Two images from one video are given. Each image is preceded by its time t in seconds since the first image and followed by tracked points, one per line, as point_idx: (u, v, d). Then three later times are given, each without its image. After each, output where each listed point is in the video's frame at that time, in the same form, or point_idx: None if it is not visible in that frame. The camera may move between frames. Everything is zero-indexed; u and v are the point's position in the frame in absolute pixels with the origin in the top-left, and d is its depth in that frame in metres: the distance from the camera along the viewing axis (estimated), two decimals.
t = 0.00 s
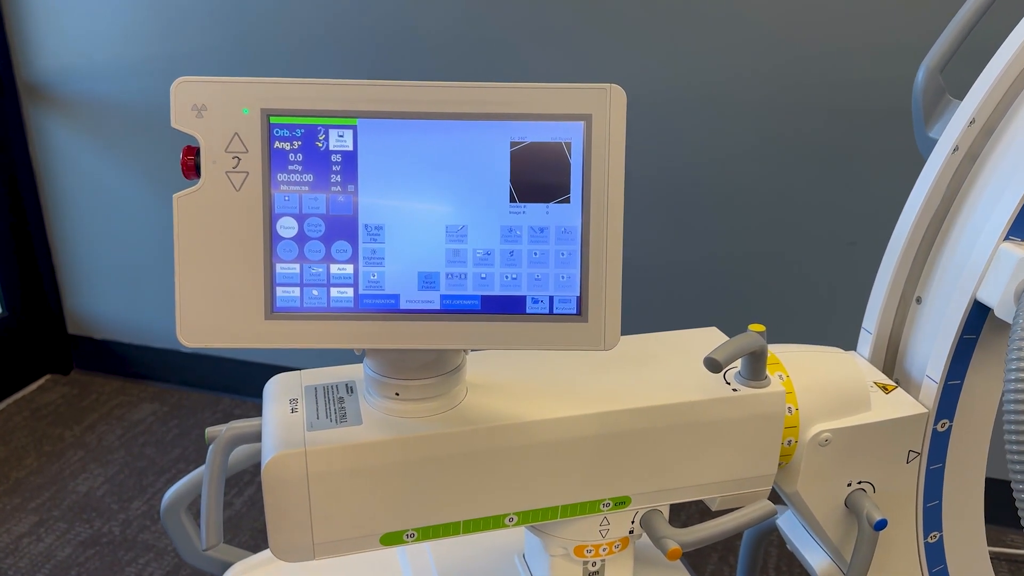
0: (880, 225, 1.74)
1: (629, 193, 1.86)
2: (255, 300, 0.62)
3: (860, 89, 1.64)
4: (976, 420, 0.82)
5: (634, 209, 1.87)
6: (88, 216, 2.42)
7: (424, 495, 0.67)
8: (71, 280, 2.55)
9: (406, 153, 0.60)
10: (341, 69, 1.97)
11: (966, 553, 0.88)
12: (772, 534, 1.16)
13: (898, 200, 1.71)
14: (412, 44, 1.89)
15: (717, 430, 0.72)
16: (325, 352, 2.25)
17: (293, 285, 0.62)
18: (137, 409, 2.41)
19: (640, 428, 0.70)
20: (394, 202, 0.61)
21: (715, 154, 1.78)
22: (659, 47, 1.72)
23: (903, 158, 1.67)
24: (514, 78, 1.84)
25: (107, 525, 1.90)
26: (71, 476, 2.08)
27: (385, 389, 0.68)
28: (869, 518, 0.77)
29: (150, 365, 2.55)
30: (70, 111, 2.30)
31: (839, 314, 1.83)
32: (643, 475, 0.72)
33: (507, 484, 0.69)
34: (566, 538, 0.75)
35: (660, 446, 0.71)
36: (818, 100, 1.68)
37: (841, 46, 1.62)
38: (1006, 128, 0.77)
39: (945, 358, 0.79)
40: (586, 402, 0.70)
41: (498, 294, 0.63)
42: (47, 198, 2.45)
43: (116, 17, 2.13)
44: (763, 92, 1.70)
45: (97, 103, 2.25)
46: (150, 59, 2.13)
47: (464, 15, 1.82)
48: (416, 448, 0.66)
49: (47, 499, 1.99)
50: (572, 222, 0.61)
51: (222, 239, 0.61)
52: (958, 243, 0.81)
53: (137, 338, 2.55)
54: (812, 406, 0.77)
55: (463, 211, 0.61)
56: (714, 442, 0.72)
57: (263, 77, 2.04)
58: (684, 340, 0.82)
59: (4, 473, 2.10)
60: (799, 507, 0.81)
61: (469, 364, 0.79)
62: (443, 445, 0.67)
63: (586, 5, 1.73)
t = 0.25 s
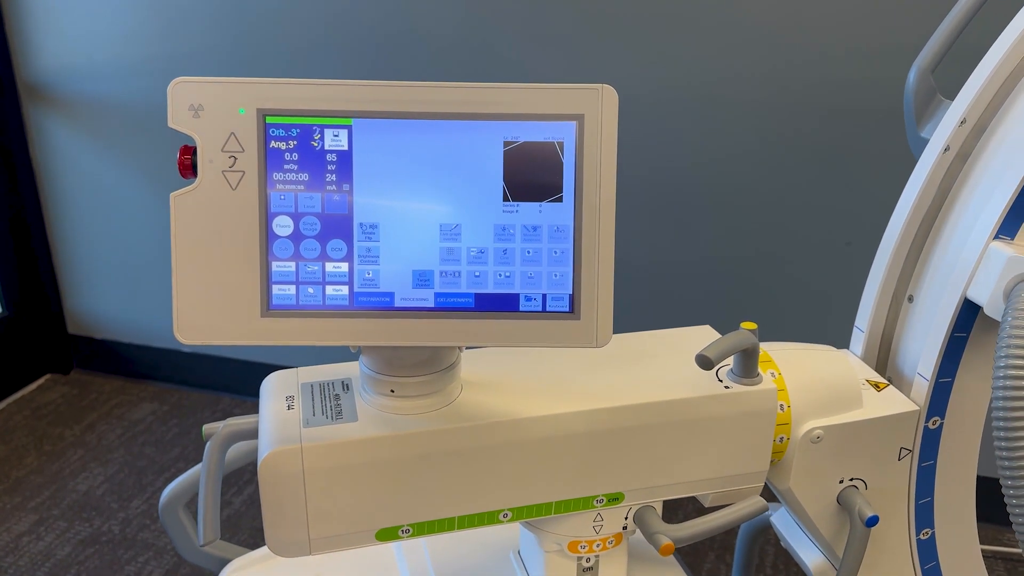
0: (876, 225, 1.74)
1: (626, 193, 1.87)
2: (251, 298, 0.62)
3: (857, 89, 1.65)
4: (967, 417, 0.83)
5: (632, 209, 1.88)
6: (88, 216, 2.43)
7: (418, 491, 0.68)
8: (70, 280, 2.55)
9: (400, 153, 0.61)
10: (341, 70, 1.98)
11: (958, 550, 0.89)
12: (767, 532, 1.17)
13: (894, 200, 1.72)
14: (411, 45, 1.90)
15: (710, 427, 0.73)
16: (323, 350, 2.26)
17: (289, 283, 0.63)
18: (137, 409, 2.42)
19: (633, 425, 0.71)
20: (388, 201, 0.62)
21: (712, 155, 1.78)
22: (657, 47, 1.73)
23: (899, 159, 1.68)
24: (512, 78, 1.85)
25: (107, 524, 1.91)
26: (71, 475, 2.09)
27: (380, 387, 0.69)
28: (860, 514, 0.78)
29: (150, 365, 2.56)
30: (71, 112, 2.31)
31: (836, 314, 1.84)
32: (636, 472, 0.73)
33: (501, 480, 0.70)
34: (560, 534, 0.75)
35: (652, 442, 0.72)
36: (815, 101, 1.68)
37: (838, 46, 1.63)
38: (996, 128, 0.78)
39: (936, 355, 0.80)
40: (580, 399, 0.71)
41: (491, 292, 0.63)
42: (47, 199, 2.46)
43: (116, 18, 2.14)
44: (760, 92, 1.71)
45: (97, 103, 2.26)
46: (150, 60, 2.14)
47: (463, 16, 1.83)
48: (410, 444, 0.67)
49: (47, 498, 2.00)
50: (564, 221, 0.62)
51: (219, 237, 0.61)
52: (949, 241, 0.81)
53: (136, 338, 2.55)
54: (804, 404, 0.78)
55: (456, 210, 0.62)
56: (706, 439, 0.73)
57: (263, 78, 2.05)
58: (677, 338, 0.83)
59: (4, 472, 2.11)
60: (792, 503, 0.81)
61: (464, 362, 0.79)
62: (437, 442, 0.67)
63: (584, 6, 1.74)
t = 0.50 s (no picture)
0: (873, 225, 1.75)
1: (625, 193, 1.88)
2: (253, 295, 0.64)
3: (853, 90, 1.66)
4: (960, 413, 0.84)
5: (630, 209, 1.89)
6: (90, 216, 2.44)
7: (418, 484, 0.69)
8: (72, 279, 2.57)
9: (400, 152, 0.62)
10: (341, 70, 1.99)
11: (951, 544, 0.90)
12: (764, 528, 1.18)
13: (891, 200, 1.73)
14: (411, 45, 1.91)
15: (705, 422, 0.74)
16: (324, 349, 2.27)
17: (291, 280, 0.64)
18: (139, 408, 2.43)
19: (629, 420, 0.72)
20: (389, 199, 0.63)
21: (710, 154, 1.79)
22: (655, 48, 1.74)
23: (896, 158, 1.69)
24: (511, 79, 1.86)
25: (109, 522, 1.92)
26: (74, 474, 2.10)
27: (381, 382, 0.70)
28: (854, 508, 0.79)
29: (151, 364, 2.57)
30: (73, 112, 2.32)
31: (833, 313, 1.85)
32: (632, 466, 0.74)
33: (500, 474, 0.71)
34: (558, 528, 0.77)
35: (648, 437, 0.73)
36: (812, 101, 1.70)
37: (835, 47, 1.64)
38: (988, 128, 0.79)
39: (928, 352, 0.81)
40: (577, 395, 0.72)
41: (490, 289, 0.64)
42: (50, 199, 2.47)
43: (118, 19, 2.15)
44: (757, 93, 1.72)
45: (99, 104, 2.28)
46: (152, 60, 2.16)
47: (462, 17, 1.85)
48: (410, 439, 0.68)
49: (49, 496, 2.01)
50: (561, 219, 0.63)
51: (223, 235, 0.63)
52: (941, 240, 0.83)
53: (138, 337, 2.57)
54: (797, 399, 0.79)
55: (456, 208, 0.63)
56: (701, 434, 0.74)
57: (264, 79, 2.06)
58: (674, 335, 0.84)
59: (7, 470, 2.12)
60: (787, 497, 0.82)
61: (464, 358, 0.81)
62: (436, 436, 0.68)
63: (583, 7, 1.75)
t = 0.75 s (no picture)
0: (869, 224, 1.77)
1: (623, 192, 1.90)
2: (258, 290, 0.65)
3: (849, 90, 1.68)
4: (950, 407, 0.86)
5: (629, 208, 1.91)
6: (92, 215, 2.46)
7: (418, 476, 0.71)
8: (75, 278, 2.58)
9: (401, 151, 0.64)
10: (342, 71, 2.01)
11: (942, 537, 0.92)
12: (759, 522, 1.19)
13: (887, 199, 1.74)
14: (410, 46, 1.93)
15: (700, 415, 0.76)
16: (325, 347, 2.28)
17: (294, 276, 0.65)
18: (141, 406, 2.44)
19: (625, 413, 0.73)
20: (390, 197, 0.64)
21: (708, 154, 1.81)
22: (653, 48, 1.75)
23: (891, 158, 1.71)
24: (510, 79, 1.88)
25: (111, 518, 1.93)
26: (76, 471, 2.12)
27: (382, 376, 0.72)
28: (846, 500, 0.80)
29: (153, 363, 2.59)
30: (75, 112, 2.34)
31: (830, 311, 1.86)
32: (628, 459, 0.75)
33: (498, 466, 0.72)
34: (555, 519, 0.78)
35: (643, 430, 0.74)
36: (808, 101, 1.71)
37: (831, 47, 1.66)
38: (976, 128, 0.80)
39: (918, 347, 0.83)
40: (574, 388, 0.74)
41: (488, 284, 0.66)
42: (52, 198, 2.49)
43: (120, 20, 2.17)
44: (754, 93, 1.74)
45: (101, 104, 2.29)
46: (154, 60, 2.17)
47: (462, 17, 1.86)
48: (410, 431, 0.69)
49: (52, 493, 2.03)
50: (558, 217, 0.65)
51: (228, 232, 0.64)
52: (931, 237, 0.84)
53: (139, 336, 2.58)
54: (790, 393, 0.81)
55: (455, 205, 0.65)
56: (696, 427, 0.76)
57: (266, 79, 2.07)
58: (669, 331, 0.86)
59: (10, 468, 2.14)
60: (780, 490, 0.84)
61: (462, 353, 0.82)
62: (436, 429, 0.70)
63: (581, 8, 1.77)
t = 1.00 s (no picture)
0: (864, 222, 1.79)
1: (621, 191, 1.92)
2: (263, 283, 0.67)
3: (844, 89, 1.70)
4: (939, 399, 0.88)
5: (627, 206, 1.93)
6: (94, 214, 2.47)
7: (419, 465, 0.73)
8: (77, 277, 2.60)
9: (402, 147, 0.66)
10: (343, 70, 2.03)
11: (932, 527, 0.94)
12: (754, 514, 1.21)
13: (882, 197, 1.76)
14: (411, 45, 1.95)
15: (694, 406, 0.77)
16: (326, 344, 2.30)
17: (298, 269, 0.67)
18: (143, 403, 2.46)
19: (620, 403, 0.75)
20: (391, 192, 0.66)
21: (704, 153, 1.83)
22: (651, 48, 1.77)
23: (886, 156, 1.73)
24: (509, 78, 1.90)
25: (114, 514, 1.95)
26: (79, 467, 2.14)
27: (383, 366, 0.74)
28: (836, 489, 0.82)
29: (154, 360, 2.60)
30: (78, 111, 2.35)
31: (825, 308, 1.88)
32: (623, 448, 0.77)
33: (497, 455, 0.74)
34: (552, 507, 0.80)
35: (638, 420, 0.76)
36: (804, 100, 1.73)
37: (826, 47, 1.68)
38: (965, 125, 0.82)
39: (908, 339, 0.84)
40: (571, 379, 0.76)
41: (487, 277, 0.68)
42: (55, 197, 2.50)
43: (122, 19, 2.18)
44: (750, 92, 1.76)
45: (104, 103, 2.31)
46: (156, 59, 2.19)
47: (461, 17, 1.88)
48: (411, 420, 0.71)
49: (55, 489, 2.05)
50: (555, 211, 0.67)
51: (234, 226, 0.66)
52: (920, 232, 0.86)
53: (141, 334, 2.60)
54: (782, 385, 0.83)
55: (455, 199, 0.67)
56: (690, 417, 0.78)
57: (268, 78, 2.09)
58: (664, 324, 0.87)
59: (14, 464, 2.15)
60: (773, 480, 0.86)
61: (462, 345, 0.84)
62: (436, 419, 0.72)
63: (580, 9, 1.79)
